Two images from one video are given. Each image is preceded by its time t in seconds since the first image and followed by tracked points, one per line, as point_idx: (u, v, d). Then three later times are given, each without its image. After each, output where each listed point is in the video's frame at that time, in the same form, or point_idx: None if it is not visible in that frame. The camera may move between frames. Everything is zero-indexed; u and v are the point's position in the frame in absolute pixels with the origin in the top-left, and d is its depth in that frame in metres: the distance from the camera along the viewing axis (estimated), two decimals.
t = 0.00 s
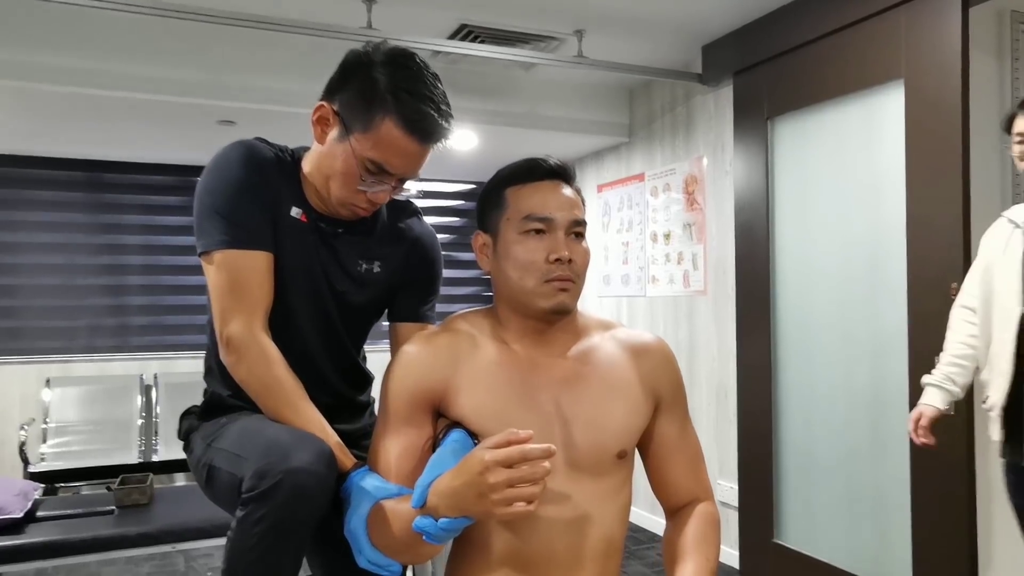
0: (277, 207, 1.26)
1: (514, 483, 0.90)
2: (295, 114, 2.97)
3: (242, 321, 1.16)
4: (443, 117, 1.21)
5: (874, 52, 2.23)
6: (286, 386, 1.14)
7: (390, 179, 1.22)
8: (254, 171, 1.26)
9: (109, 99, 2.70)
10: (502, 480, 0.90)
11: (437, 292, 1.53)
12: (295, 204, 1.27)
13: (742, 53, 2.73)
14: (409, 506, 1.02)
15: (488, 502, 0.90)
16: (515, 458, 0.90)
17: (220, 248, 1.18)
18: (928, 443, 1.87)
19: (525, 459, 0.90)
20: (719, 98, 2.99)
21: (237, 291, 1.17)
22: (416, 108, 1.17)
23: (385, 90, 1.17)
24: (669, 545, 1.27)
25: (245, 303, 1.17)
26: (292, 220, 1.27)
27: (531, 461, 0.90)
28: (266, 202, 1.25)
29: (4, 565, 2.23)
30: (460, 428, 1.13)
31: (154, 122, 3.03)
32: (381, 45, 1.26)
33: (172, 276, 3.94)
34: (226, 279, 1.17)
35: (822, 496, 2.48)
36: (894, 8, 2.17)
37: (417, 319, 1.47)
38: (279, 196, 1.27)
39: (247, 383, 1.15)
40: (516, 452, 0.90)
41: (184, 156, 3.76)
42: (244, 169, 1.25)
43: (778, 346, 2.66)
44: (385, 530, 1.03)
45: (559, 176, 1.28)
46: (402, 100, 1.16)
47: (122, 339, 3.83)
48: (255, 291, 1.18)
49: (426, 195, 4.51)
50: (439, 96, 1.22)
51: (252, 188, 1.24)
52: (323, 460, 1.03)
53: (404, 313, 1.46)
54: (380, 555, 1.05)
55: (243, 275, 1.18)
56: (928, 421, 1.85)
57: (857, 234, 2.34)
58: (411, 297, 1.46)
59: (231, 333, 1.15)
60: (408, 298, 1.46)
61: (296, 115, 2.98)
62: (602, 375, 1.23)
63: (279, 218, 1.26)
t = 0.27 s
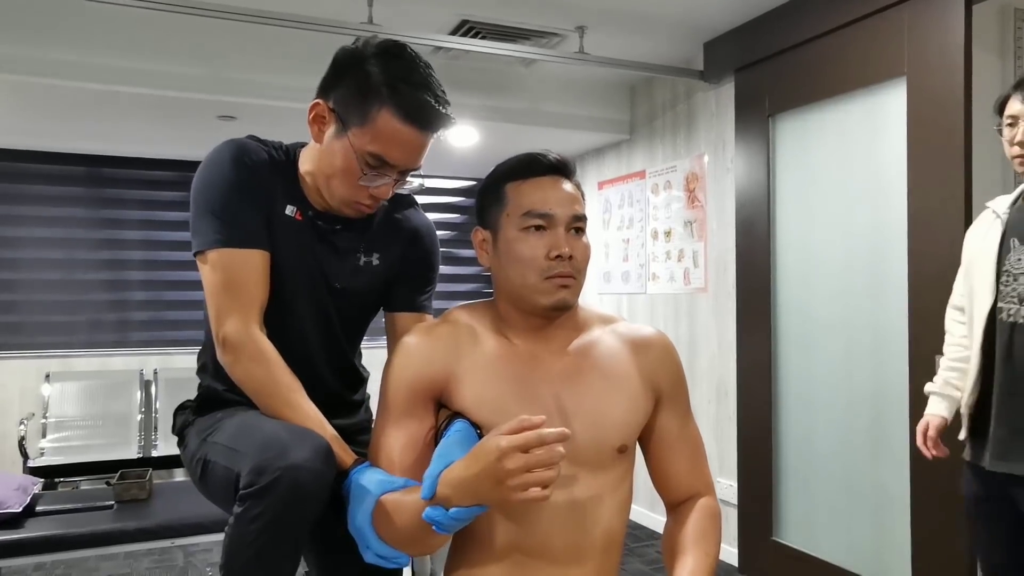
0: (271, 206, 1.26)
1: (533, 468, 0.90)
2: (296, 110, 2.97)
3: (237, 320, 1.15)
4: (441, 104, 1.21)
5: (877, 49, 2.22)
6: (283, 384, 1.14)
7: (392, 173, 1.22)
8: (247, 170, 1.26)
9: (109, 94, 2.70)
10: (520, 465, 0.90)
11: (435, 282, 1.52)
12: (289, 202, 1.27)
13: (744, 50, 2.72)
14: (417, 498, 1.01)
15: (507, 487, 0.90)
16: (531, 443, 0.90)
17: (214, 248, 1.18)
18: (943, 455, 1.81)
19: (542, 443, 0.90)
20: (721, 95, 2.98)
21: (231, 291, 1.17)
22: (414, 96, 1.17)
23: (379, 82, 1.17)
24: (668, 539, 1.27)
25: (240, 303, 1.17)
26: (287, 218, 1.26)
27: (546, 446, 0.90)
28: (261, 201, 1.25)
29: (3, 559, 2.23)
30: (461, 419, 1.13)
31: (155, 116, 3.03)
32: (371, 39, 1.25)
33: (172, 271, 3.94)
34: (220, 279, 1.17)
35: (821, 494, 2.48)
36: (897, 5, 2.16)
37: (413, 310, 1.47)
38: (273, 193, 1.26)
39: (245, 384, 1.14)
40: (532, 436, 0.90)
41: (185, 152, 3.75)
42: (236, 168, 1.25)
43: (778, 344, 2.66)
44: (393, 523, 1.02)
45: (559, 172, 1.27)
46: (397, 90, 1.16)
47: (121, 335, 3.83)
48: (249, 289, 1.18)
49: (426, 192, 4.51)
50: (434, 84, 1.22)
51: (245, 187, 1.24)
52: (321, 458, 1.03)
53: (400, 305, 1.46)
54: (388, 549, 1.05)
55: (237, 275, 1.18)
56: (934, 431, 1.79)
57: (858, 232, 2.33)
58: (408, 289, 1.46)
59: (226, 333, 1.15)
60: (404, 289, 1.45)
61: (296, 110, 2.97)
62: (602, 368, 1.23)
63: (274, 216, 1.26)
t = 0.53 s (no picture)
0: (272, 207, 1.26)
1: (537, 467, 0.90)
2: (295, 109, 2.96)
3: (238, 321, 1.16)
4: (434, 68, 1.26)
5: (877, 49, 2.22)
6: (285, 384, 1.14)
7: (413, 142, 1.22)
8: (247, 172, 1.26)
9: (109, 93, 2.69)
10: (525, 463, 0.90)
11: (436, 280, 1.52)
12: (289, 203, 1.27)
13: (744, 50, 2.72)
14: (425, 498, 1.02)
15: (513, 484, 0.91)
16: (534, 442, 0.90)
17: (215, 251, 1.19)
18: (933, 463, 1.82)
19: (545, 442, 0.90)
20: (721, 94, 2.98)
21: (232, 292, 1.17)
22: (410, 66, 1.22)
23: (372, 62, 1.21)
24: (669, 540, 1.27)
25: (241, 304, 1.17)
26: (286, 219, 1.26)
27: (549, 444, 0.90)
28: (261, 202, 1.25)
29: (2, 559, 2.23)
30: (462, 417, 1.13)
31: (154, 115, 3.02)
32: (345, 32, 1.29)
33: (171, 270, 3.94)
34: (221, 281, 1.18)
35: (821, 494, 2.48)
36: (897, 5, 2.15)
37: (414, 309, 1.46)
38: (273, 194, 1.27)
39: (248, 384, 1.15)
40: (536, 435, 0.90)
41: (184, 150, 3.75)
42: (234, 170, 1.25)
43: (777, 344, 2.66)
44: (402, 522, 1.02)
45: (561, 175, 1.23)
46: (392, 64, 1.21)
47: (121, 334, 3.83)
48: (250, 290, 1.18)
49: (426, 191, 4.50)
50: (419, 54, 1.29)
51: (243, 189, 1.24)
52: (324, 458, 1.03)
53: (400, 302, 1.45)
54: (395, 548, 1.05)
55: (238, 276, 1.18)
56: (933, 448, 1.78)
57: (857, 232, 2.33)
58: (409, 286, 1.45)
59: (227, 335, 1.15)
60: (405, 287, 1.45)
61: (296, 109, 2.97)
62: (603, 368, 1.23)
63: (274, 216, 1.26)
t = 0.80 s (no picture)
0: (279, 204, 1.27)
1: (537, 498, 0.90)
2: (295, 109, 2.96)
3: (243, 317, 1.17)
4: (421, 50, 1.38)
5: (876, 49, 2.22)
6: (287, 380, 1.15)
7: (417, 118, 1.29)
8: (256, 169, 1.27)
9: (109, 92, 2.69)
10: (525, 495, 0.89)
11: (442, 289, 1.51)
12: (298, 200, 1.28)
13: (743, 50, 2.72)
14: (419, 507, 1.02)
15: (508, 514, 0.90)
16: (537, 473, 0.89)
17: (222, 245, 1.19)
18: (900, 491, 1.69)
19: (549, 474, 0.90)
20: (720, 95, 2.98)
21: (238, 288, 1.18)
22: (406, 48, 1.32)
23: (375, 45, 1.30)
24: (666, 545, 1.27)
25: (247, 300, 1.18)
26: (293, 215, 1.27)
27: (553, 477, 0.90)
28: (268, 199, 1.26)
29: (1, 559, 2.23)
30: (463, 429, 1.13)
31: (154, 115, 3.02)
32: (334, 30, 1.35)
33: (170, 270, 3.93)
34: (227, 276, 1.18)
35: (820, 495, 2.48)
36: (896, 5, 2.15)
37: (420, 316, 1.46)
38: (280, 192, 1.27)
39: (249, 379, 1.15)
40: (539, 467, 0.89)
41: (183, 150, 3.75)
42: (244, 166, 1.26)
43: (776, 345, 2.66)
44: (394, 528, 1.02)
45: (571, 179, 1.23)
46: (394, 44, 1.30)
47: (120, 334, 3.82)
48: (256, 287, 1.19)
49: (425, 191, 4.50)
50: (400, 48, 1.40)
51: (250, 186, 1.25)
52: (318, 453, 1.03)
53: (406, 307, 1.45)
54: (383, 552, 1.05)
55: (244, 272, 1.19)
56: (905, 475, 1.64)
57: (857, 233, 2.33)
58: (414, 292, 1.45)
59: (232, 330, 1.16)
60: (411, 293, 1.45)
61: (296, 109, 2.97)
62: (604, 375, 1.23)
63: (279, 213, 1.26)
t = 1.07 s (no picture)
0: (284, 202, 1.28)
1: (540, 516, 0.90)
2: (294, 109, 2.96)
3: (247, 314, 1.18)
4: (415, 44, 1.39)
5: (876, 49, 2.22)
6: (289, 376, 1.16)
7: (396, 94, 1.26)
8: (263, 168, 1.28)
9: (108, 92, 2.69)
10: (529, 512, 0.89)
11: (449, 292, 1.51)
12: (303, 199, 1.28)
13: (743, 50, 2.72)
14: (418, 512, 1.02)
15: (510, 530, 0.90)
16: (543, 492, 0.89)
17: (228, 242, 1.20)
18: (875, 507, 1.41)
19: (554, 494, 0.90)
20: (720, 95, 2.98)
21: (243, 285, 1.19)
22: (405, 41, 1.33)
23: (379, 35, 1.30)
24: (663, 547, 1.27)
25: (250, 297, 1.19)
26: (298, 213, 1.27)
27: (558, 497, 0.90)
28: (273, 197, 1.27)
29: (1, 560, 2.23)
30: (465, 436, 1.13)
31: (154, 115, 3.02)
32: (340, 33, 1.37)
33: (170, 270, 3.93)
34: (232, 273, 1.20)
35: (819, 496, 2.48)
36: (896, 5, 2.15)
37: (425, 320, 1.47)
38: (285, 190, 1.28)
39: (250, 375, 1.16)
40: (544, 485, 0.90)
41: (183, 150, 3.75)
42: (251, 165, 1.28)
43: (776, 345, 2.66)
44: (391, 530, 1.03)
45: (577, 182, 1.23)
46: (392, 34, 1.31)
47: (120, 334, 3.82)
48: (261, 284, 1.20)
49: (425, 191, 4.50)
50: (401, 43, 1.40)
51: (256, 184, 1.26)
52: (308, 450, 1.02)
53: (411, 309, 1.46)
54: (376, 552, 1.05)
55: (249, 270, 1.20)
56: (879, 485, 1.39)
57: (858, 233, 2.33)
58: (419, 294, 1.45)
59: (236, 325, 1.18)
60: (418, 296, 1.45)
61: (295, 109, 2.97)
62: (605, 378, 1.22)
63: (283, 211, 1.27)
